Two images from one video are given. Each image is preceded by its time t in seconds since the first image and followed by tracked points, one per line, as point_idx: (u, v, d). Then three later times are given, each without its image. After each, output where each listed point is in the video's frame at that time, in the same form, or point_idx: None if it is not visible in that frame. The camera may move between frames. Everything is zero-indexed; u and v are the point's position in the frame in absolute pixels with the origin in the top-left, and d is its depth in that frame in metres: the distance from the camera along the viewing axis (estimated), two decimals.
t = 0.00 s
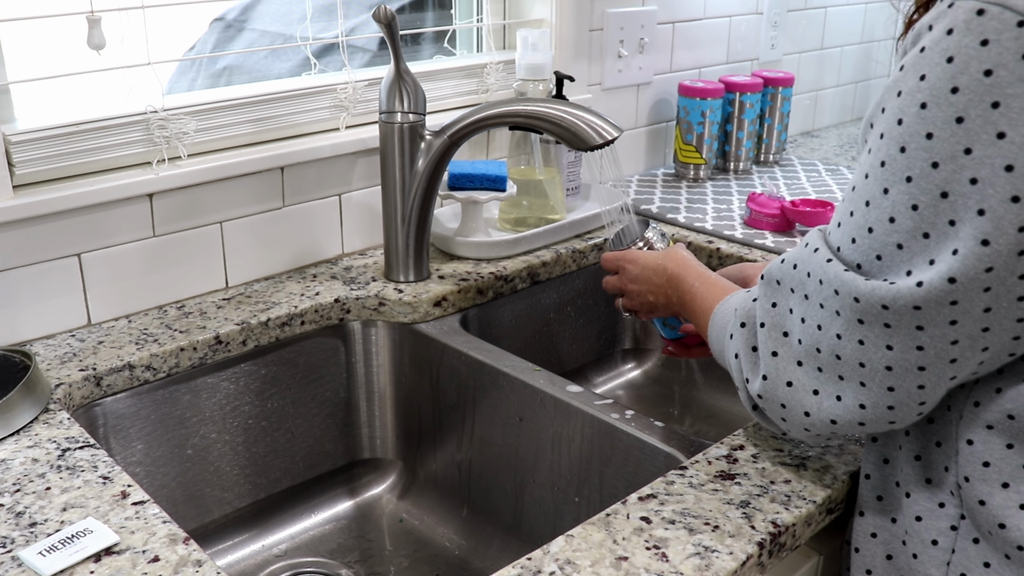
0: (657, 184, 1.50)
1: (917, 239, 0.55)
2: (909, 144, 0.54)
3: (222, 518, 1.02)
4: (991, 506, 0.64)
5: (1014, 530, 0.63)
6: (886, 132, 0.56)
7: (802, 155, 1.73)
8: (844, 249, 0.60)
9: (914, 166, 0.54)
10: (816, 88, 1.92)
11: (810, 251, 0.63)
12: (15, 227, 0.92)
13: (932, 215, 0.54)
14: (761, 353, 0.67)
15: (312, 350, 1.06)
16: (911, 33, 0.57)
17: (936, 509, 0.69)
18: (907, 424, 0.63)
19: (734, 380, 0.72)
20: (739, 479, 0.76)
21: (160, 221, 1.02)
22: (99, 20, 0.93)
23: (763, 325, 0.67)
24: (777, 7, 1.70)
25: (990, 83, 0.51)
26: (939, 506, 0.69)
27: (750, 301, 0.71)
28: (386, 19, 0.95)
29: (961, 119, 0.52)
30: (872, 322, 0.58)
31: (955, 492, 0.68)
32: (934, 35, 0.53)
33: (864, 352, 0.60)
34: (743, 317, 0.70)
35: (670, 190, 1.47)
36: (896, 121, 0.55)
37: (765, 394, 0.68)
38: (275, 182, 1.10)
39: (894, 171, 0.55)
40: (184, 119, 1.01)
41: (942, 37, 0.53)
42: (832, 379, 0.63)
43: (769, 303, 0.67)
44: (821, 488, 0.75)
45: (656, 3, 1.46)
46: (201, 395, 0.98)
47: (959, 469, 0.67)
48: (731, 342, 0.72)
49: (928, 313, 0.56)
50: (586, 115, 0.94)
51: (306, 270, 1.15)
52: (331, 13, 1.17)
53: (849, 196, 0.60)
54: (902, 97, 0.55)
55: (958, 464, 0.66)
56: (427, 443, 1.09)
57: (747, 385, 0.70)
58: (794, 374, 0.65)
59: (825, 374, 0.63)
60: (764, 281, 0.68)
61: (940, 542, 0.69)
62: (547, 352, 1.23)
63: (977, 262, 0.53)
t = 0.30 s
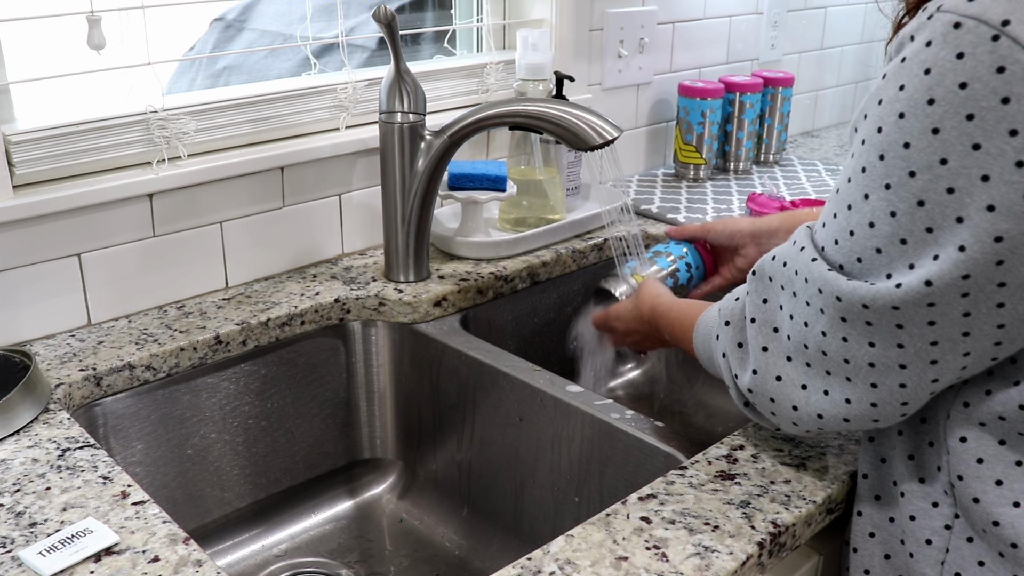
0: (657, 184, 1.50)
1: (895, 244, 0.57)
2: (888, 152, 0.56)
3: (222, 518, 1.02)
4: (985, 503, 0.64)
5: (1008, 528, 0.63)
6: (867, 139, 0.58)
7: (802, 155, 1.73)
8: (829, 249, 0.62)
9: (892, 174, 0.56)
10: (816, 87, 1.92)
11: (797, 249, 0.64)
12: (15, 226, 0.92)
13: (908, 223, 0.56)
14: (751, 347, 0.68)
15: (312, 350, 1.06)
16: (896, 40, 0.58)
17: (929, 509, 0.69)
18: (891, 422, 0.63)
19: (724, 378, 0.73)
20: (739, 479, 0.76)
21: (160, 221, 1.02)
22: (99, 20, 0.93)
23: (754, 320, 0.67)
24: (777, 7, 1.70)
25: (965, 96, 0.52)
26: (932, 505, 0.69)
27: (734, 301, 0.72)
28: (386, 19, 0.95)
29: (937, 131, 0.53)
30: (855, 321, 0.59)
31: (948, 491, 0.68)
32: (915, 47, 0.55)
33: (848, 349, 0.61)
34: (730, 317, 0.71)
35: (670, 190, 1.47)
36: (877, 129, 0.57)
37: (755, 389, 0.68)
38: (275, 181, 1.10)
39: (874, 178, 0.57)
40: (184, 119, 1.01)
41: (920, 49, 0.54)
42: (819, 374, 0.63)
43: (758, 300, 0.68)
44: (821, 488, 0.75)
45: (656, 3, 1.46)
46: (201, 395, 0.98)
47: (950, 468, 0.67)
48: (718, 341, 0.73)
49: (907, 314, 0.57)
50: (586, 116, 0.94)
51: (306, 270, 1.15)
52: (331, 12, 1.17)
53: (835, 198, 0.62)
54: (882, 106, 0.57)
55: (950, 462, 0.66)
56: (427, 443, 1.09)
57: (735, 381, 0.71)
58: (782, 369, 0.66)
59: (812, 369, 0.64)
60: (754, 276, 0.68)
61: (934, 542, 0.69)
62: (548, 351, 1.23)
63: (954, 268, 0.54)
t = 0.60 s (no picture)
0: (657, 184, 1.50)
1: (922, 230, 0.55)
2: (916, 132, 0.54)
3: (222, 518, 1.02)
4: (989, 514, 0.64)
5: (1011, 539, 0.63)
6: (891, 121, 0.56)
7: (801, 155, 1.73)
8: (839, 242, 0.60)
9: (921, 154, 0.54)
10: (816, 88, 1.92)
11: (803, 243, 0.63)
12: (15, 226, 0.92)
13: (938, 205, 0.54)
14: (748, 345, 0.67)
15: (312, 350, 1.06)
16: (920, 22, 0.57)
17: (934, 516, 0.69)
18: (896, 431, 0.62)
19: (710, 381, 0.73)
20: (739, 479, 0.76)
21: (160, 221, 1.02)
22: (99, 20, 0.93)
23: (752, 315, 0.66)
24: (777, 7, 1.70)
25: (1004, 69, 0.51)
26: (937, 512, 0.69)
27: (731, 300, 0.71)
28: (386, 19, 0.95)
29: (973, 106, 0.52)
30: (873, 314, 0.58)
31: (953, 499, 0.68)
32: (945, 22, 0.54)
33: (861, 345, 0.59)
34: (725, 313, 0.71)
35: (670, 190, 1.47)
36: (903, 110, 0.55)
37: (745, 384, 0.67)
38: (275, 181, 1.10)
39: (899, 161, 0.55)
40: (184, 119, 1.01)
41: (953, 23, 0.53)
42: (825, 373, 0.62)
43: (759, 297, 0.67)
44: (821, 488, 0.75)
45: (656, 3, 1.46)
46: (201, 395, 0.98)
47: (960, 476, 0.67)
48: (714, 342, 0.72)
49: (930, 306, 0.56)
50: (586, 116, 0.94)
51: (306, 270, 1.15)
52: (331, 13, 1.17)
53: (846, 190, 0.60)
54: (910, 85, 0.55)
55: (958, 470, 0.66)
56: (427, 443, 1.09)
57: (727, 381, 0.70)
58: (783, 365, 0.64)
59: (818, 367, 0.62)
60: (755, 275, 0.68)
61: (938, 548, 0.69)
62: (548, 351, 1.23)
63: (986, 252, 0.53)
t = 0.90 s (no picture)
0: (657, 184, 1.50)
1: (916, 202, 0.56)
2: (915, 108, 0.55)
3: (222, 518, 1.02)
4: (1017, 503, 0.65)
5: None
6: (892, 97, 0.57)
7: (802, 155, 1.73)
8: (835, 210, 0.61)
9: (918, 129, 0.55)
10: (816, 88, 1.92)
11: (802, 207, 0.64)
12: (16, 226, 0.92)
13: (933, 179, 0.55)
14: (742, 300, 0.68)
15: (312, 350, 1.06)
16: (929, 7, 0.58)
17: (958, 508, 0.69)
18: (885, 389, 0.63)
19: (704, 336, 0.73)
20: (739, 479, 0.76)
21: (160, 220, 1.02)
22: (99, 20, 0.93)
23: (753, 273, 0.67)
24: (777, 7, 1.70)
25: (1004, 49, 0.52)
26: (961, 504, 0.69)
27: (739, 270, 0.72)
28: (386, 19, 0.95)
29: (972, 84, 0.53)
30: (864, 275, 0.59)
31: (979, 488, 0.68)
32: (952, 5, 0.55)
33: (852, 301, 0.60)
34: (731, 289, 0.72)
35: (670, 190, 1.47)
36: (905, 87, 0.56)
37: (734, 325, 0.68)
38: (275, 181, 1.10)
39: (896, 135, 0.56)
40: (184, 119, 1.01)
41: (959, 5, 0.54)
42: (813, 325, 0.63)
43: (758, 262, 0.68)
44: (821, 488, 0.75)
45: (656, 3, 1.46)
46: (201, 395, 0.98)
47: (982, 464, 0.67)
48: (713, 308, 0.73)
49: (923, 264, 0.57)
50: (586, 115, 0.94)
51: (306, 270, 1.15)
52: (331, 13, 1.17)
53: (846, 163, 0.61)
54: (913, 63, 0.56)
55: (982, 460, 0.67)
56: (427, 443, 1.09)
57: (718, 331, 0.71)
58: (774, 318, 0.65)
59: (807, 321, 0.63)
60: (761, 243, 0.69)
61: (966, 540, 0.69)
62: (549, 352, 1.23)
63: (979, 223, 0.54)
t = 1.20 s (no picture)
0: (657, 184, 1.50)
1: (959, 178, 0.58)
2: (945, 87, 0.58)
3: (222, 517, 1.02)
4: None
5: None
6: (916, 82, 0.60)
7: (802, 155, 1.73)
8: (865, 205, 0.62)
9: (953, 106, 0.58)
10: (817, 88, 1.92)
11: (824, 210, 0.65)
12: (16, 226, 0.92)
13: (973, 152, 0.58)
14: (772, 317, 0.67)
15: (312, 350, 1.06)
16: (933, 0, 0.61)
17: (974, 493, 0.71)
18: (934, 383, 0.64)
19: (728, 356, 0.72)
20: (739, 479, 0.76)
21: (160, 220, 1.02)
22: (99, 20, 0.93)
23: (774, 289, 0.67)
24: (777, 7, 1.70)
25: None
26: (977, 488, 0.71)
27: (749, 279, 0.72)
28: (386, 19, 0.95)
29: (1003, 55, 0.56)
30: (913, 264, 0.60)
31: (995, 470, 0.70)
32: None
33: (901, 296, 0.61)
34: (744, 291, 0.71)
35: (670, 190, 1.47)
36: (929, 68, 0.59)
37: (775, 350, 0.67)
38: (275, 182, 1.10)
39: (929, 117, 0.59)
40: (184, 119, 1.02)
41: None
42: (860, 331, 0.63)
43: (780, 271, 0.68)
44: (821, 488, 0.75)
45: (656, 3, 1.46)
46: (201, 394, 0.98)
47: (999, 444, 0.69)
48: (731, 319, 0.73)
49: (976, 246, 0.58)
50: (586, 115, 0.94)
51: (305, 271, 1.15)
52: (331, 13, 1.17)
53: (866, 156, 0.63)
54: (933, 47, 0.59)
55: (1004, 436, 0.69)
56: (427, 443, 1.09)
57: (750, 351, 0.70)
58: (814, 331, 0.65)
59: (851, 327, 0.63)
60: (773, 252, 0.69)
61: (985, 525, 0.71)
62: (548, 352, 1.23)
63: None
